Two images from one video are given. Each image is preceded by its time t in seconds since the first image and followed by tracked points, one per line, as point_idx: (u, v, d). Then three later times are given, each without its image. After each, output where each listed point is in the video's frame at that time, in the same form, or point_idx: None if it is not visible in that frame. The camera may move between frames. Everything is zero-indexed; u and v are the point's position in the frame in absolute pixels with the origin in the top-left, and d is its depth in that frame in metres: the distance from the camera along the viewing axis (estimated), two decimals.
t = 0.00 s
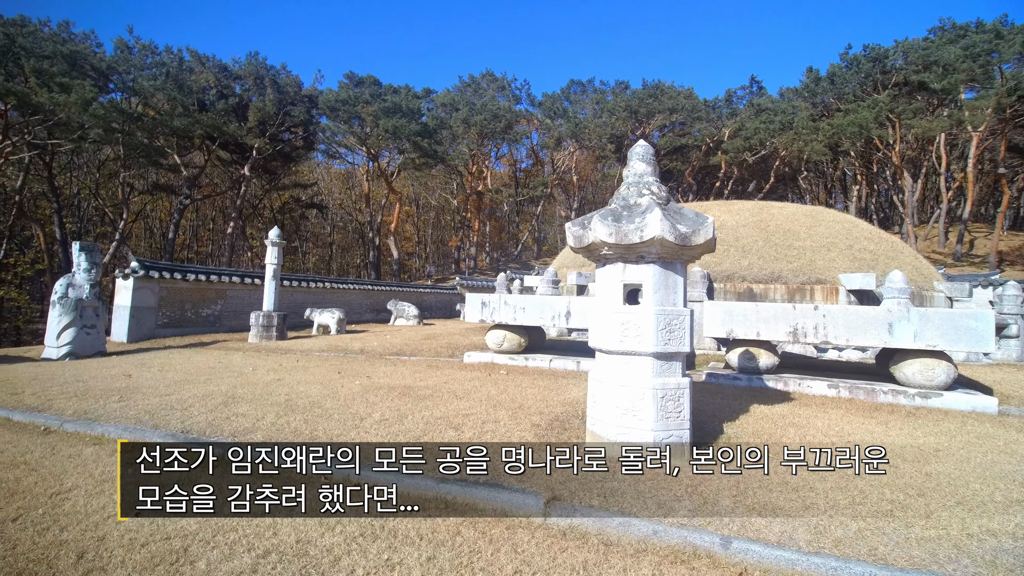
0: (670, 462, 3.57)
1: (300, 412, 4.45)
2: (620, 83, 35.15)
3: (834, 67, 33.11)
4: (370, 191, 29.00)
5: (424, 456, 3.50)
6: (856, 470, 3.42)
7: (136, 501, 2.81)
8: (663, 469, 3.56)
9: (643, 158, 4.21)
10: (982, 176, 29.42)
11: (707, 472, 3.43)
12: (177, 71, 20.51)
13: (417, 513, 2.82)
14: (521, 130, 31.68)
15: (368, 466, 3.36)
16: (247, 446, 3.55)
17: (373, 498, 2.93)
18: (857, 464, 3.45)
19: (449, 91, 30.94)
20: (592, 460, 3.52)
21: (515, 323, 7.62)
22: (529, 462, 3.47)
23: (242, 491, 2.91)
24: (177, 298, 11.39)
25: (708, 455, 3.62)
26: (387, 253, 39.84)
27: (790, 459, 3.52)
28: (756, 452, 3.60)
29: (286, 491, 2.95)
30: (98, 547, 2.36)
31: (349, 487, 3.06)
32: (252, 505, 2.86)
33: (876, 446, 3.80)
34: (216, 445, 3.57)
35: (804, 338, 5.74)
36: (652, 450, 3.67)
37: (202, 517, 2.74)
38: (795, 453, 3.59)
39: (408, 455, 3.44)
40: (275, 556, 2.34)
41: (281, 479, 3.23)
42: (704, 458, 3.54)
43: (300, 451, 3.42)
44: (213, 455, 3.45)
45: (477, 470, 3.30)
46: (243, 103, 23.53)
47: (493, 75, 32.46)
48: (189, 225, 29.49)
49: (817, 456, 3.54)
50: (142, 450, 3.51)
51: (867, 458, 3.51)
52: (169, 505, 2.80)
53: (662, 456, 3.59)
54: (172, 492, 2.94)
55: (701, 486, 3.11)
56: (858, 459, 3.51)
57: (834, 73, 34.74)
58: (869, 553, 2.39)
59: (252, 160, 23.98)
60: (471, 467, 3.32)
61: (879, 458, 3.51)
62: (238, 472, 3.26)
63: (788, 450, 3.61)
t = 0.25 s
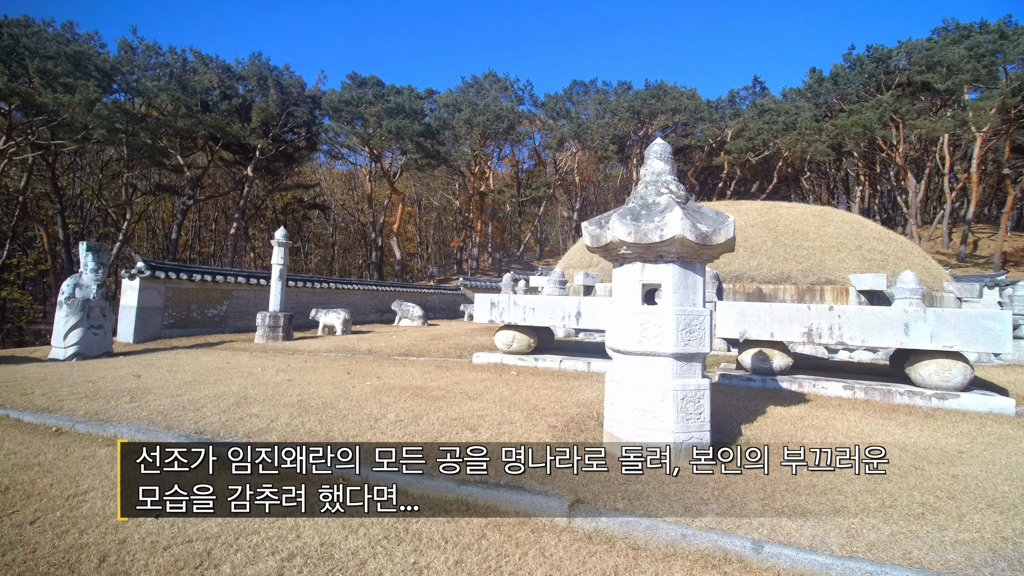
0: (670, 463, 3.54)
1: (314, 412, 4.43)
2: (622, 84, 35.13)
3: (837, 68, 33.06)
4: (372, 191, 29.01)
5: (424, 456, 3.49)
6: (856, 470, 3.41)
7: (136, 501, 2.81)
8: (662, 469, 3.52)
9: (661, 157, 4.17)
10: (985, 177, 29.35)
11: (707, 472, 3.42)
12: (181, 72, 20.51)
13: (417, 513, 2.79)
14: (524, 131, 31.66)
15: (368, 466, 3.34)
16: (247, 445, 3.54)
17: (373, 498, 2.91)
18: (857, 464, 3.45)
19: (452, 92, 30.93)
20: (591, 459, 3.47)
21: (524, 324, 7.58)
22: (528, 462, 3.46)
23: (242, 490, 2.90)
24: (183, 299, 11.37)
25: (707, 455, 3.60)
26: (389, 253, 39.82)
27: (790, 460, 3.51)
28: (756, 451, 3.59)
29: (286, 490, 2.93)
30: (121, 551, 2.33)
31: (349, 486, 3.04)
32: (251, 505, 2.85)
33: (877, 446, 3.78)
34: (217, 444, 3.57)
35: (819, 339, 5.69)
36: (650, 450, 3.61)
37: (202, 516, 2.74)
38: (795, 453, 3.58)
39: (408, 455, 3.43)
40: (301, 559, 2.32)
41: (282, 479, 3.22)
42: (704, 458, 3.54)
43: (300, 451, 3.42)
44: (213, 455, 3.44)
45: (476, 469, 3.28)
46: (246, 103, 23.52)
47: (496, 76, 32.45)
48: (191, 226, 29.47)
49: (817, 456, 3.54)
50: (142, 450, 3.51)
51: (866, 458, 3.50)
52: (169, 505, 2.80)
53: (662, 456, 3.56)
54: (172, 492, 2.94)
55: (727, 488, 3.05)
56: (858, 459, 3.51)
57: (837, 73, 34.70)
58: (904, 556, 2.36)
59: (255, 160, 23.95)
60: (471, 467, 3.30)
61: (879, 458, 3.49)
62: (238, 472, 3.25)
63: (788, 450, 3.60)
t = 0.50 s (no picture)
0: (670, 463, 3.47)
1: (330, 415, 4.37)
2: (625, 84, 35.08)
3: (840, 68, 33.00)
4: (375, 192, 28.95)
5: (424, 456, 3.49)
6: (855, 470, 3.42)
7: (136, 502, 2.82)
8: (662, 469, 3.44)
9: (684, 155, 4.12)
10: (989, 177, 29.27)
11: (707, 472, 3.35)
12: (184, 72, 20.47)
13: (418, 513, 2.80)
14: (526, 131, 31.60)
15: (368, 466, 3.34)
16: (247, 445, 3.53)
17: (373, 498, 2.92)
18: (857, 464, 3.46)
19: (454, 93, 30.86)
20: (592, 459, 3.46)
21: (536, 325, 7.53)
22: (529, 461, 3.45)
23: (242, 491, 2.91)
24: (189, 299, 11.31)
25: (708, 454, 3.51)
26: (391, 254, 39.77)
27: (790, 459, 3.51)
28: (756, 451, 3.56)
29: (286, 490, 2.94)
30: (148, 559, 2.30)
31: (349, 486, 3.04)
32: (252, 505, 2.86)
33: (877, 446, 3.78)
34: (217, 444, 3.56)
35: (838, 340, 5.62)
36: (651, 450, 3.59)
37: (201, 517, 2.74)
38: (795, 453, 3.58)
39: (408, 455, 3.42)
40: (333, 567, 2.27)
41: (282, 479, 3.21)
42: (705, 458, 3.47)
43: (300, 451, 3.41)
44: (213, 455, 3.43)
45: (477, 470, 3.28)
46: (249, 104, 23.48)
47: (498, 76, 32.40)
48: (194, 227, 29.42)
49: (817, 456, 3.55)
50: (143, 449, 3.52)
51: (866, 458, 3.50)
52: (168, 506, 2.81)
53: (663, 457, 3.49)
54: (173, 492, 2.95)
55: (763, 495, 2.98)
56: (858, 459, 3.51)
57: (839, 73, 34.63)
58: (947, 564, 2.30)
59: (258, 161, 23.88)
60: (471, 467, 3.30)
61: (879, 458, 3.49)
62: (238, 472, 3.23)
63: (788, 450, 3.61)
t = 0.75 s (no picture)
0: (670, 462, 3.57)
1: (346, 419, 4.33)
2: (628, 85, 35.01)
3: (844, 69, 32.90)
4: (378, 193, 28.91)
5: (424, 456, 3.54)
6: (855, 470, 3.53)
7: (136, 501, 2.88)
8: (663, 469, 3.56)
9: (709, 157, 4.07)
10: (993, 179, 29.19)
11: (707, 472, 3.43)
12: (188, 73, 20.44)
13: (418, 513, 2.85)
14: (528, 132, 31.55)
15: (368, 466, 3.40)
16: (247, 445, 3.60)
17: (373, 498, 2.97)
18: (857, 464, 3.56)
19: (457, 94, 30.80)
20: (591, 459, 3.52)
21: (548, 328, 7.45)
22: (529, 462, 3.52)
23: (242, 491, 2.97)
24: (196, 301, 11.26)
25: (707, 454, 3.52)
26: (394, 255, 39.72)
27: (790, 459, 3.61)
28: (756, 451, 3.51)
29: (286, 490, 3.00)
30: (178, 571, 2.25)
31: (349, 486, 3.10)
32: (252, 505, 2.92)
33: (876, 446, 3.88)
34: (216, 444, 3.64)
35: (858, 344, 5.55)
36: (651, 450, 3.70)
37: (201, 517, 2.80)
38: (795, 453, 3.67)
39: (408, 455, 3.48)
40: None
41: (282, 479, 3.27)
42: (704, 458, 3.49)
43: (300, 451, 3.46)
44: (213, 456, 3.51)
45: (477, 469, 3.34)
46: (253, 105, 23.45)
47: (501, 77, 32.34)
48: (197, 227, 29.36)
49: (818, 457, 3.65)
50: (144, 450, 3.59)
51: (866, 458, 3.61)
52: (169, 506, 2.87)
53: (662, 456, 3.60)
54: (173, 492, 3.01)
55: (799, 504, 2.93)
56: (858, 459, 3.62)
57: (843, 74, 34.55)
58: None
59: (262, 162, 23.82)
60: (471, 467, 3.36)
61: (879, 458, 3.60)
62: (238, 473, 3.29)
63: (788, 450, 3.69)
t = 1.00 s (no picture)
0: (670, 463, 3.63)
1: (362, 423, 4.29)
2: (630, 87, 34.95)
3: (847, 70, 32.79)
4: (382, 194, 28.83)
5: (424, 456, 3.58)
6: (856, 469, 3.58)
7: (136, 501, 2.92)
8: (663, 469, 3.61)
9: (732, 158, 4.04)
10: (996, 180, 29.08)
11: (707, 474, 3.45)
12: (191, 76, 20.42)
13: (417, 513, 2.88)
14: (531, 134, 31.48)
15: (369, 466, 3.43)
16: (247, 447, 3.66)
17: (373, 498, 3.00)
18: (857, 464, 3.61)
19: (460, 95, 30.74)
20: (592, 460, 3.57)
21: (559, 331, 7.38)
22: (529, 462, 3.56)
23: (242, 491, 3.00)
24: (203, 304, 11.22)
25: (708, 454, 3.54)
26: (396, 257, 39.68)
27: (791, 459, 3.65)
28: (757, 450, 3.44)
29: (286, 491, 3.04)
30: None
31: (349, 485, 3.13)
32: (252, 505, 2.95)
33: (877, 446, 3.92)
34: (216, 445, 3.68)
35: (876, 347, 5.49)
36: (651, 452, 3.78)
37: (202, 516, 2.84)
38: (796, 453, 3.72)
39: (408, 455, 3.51)
40: None
41: (282, 478, 3.29)
42: (705, 458, 3.51)
43: (300, 451, 3.49)
44: (212, 456, 3.56)
45: (477, 469, 3.38)
46: (256, 107, 23.42)
47: (504, 79, 32.30)
48: (200, 230, 29.32)
49: (820, 457, 3.69)
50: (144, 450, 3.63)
51: (867, 458, 3.65)
52: (169, 505, 2.90)
53: (663, 457, 3.67)
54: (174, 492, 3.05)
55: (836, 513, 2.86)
56: (858, 459, 3.66)
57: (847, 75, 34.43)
58: None
59: (265, 165, 23.74)
60: (471, 467, 3.40)
61: (879, 459, 3.64)
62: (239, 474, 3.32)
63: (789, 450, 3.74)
